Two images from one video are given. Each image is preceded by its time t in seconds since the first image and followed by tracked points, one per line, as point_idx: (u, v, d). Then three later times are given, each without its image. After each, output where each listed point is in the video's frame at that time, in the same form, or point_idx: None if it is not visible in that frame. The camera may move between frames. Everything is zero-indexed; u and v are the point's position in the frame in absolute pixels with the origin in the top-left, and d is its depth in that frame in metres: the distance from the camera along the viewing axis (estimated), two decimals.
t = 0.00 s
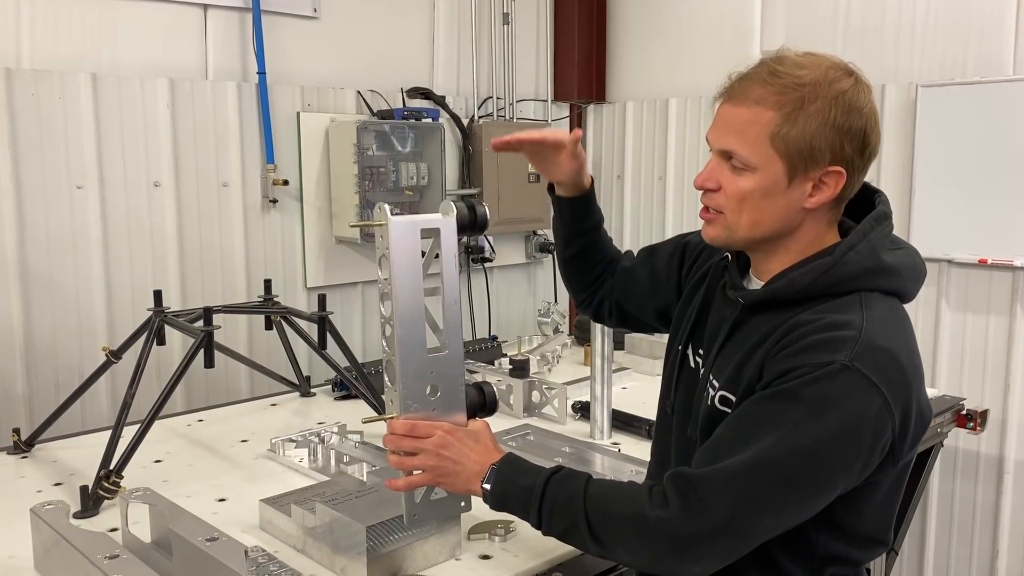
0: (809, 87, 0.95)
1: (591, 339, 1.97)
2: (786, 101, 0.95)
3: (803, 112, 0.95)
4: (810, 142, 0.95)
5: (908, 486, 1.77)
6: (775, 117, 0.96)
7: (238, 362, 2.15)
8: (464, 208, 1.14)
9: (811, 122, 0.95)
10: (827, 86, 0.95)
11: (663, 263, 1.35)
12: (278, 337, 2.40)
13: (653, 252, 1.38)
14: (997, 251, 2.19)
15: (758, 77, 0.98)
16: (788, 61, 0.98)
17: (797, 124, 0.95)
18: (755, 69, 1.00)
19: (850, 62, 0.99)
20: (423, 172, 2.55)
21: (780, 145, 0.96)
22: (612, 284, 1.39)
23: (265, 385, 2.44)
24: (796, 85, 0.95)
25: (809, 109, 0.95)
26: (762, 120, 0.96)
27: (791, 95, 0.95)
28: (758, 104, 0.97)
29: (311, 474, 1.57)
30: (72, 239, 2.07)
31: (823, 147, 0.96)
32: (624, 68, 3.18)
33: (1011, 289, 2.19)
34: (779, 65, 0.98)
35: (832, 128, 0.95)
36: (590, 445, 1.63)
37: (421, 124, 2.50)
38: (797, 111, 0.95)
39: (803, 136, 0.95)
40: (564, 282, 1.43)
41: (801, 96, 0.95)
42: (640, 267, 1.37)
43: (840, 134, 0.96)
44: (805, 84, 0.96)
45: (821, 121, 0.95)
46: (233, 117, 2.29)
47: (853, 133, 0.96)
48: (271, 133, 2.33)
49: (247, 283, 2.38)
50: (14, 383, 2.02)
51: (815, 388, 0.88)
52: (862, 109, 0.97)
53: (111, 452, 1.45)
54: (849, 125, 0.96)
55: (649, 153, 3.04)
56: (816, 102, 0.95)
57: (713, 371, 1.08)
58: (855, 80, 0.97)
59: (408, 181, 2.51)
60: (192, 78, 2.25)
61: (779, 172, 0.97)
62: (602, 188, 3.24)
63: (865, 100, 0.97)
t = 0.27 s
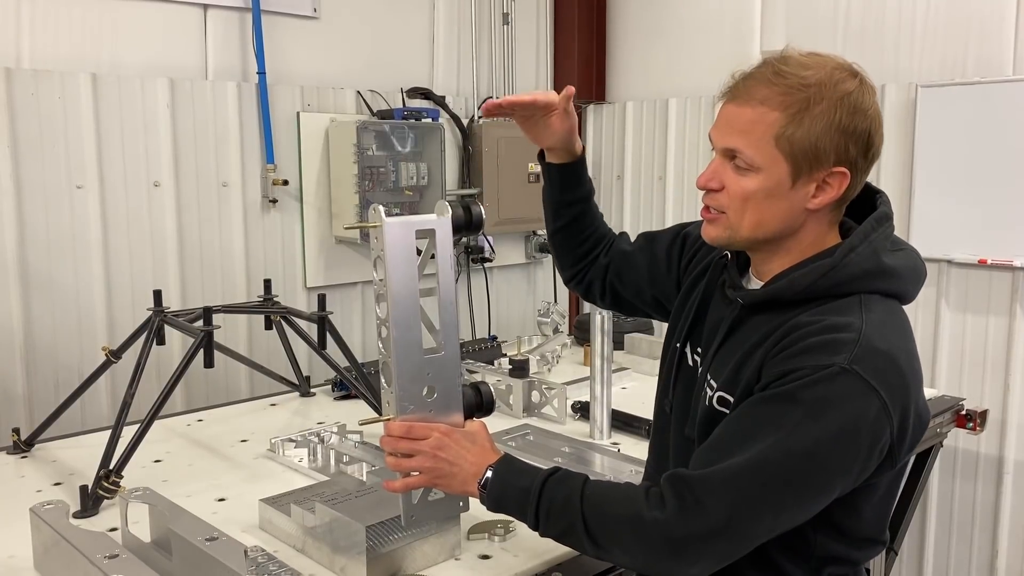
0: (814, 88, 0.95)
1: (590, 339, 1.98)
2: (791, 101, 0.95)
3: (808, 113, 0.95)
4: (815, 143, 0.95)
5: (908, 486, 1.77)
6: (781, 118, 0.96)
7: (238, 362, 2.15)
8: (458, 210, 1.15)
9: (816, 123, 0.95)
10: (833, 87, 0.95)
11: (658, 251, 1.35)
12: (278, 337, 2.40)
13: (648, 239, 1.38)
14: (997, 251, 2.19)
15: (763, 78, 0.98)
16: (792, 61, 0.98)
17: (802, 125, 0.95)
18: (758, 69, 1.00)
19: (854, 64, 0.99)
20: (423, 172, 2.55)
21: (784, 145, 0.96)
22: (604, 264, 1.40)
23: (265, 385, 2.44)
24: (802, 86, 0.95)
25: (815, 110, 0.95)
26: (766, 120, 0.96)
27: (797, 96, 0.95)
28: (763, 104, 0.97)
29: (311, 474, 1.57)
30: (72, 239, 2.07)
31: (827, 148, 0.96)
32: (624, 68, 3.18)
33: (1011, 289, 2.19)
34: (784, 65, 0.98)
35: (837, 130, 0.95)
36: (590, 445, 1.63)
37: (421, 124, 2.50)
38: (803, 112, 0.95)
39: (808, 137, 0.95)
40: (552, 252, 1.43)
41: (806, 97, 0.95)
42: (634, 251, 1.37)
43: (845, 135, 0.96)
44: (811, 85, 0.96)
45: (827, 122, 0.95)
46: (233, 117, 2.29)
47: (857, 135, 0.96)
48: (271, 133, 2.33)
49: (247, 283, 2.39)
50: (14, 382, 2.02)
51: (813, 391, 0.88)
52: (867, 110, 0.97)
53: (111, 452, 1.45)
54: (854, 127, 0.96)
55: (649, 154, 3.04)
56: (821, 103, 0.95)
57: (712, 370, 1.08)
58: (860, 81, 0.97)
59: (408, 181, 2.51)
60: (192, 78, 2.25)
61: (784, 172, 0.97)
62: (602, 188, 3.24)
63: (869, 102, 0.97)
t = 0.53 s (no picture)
0: (846, 75, 0.96)
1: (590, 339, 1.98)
2: (829, 89, 0.95)
3: (846, 100, 0.96)
4: (854, 130, 0.96)
5: (908, 486, 1.78)
6: (824, 105, 0.95)
7: (237, 362, 2.15)
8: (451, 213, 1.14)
9: (853, 109, 0.96)
10: (857, 76, 0.97)
11: (648, 257, 1.36)
12: (277, 337, 2.40)
13: (636, 246, 1.39)
14: (996, 252, 2.19)
15: (789, 70, 0.97)
16: (811, 53, 0.99)
17: (841, 113, 0.95)
18: (778, 63, 0.99)
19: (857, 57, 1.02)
20: (423, 172, 2.55)
21: (831, 133, 0.96)
22: (596, 278, 1.41)
23: (265, 385, 2.44)
24: (834, 74, 0.96)
25: (850, 98, 0.96)
26: (814, 107, 0.95)
27: (834, 83, 0.95)
28: (805, 92, 0.95)
29: (311, 474, 1.57)
30: (72, 240, 2.07)
31: (865, 134, 0.97)
32: (624, 68, 3.18)
33: (1011, 289, 2.19)
34: (806, 57, 0.98)
35: (869, 116, 0.97)
36: (589, 445, 1.63)
37: (421, 124, 2.50)
38: (841, 100, 0.95)
39: (850, 123, 0.96)
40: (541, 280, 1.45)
41: (842, 84, 0.96)
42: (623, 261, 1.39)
43: (873, 123, 0.98)
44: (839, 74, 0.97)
45: (860, 110, 0.96)
46: (233, 117, 2.29)
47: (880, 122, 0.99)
48: (270, 133, 2.33)
49: (247, 283, 2.39)
50: (14, 382, 2.02)
51: (811, 390, 0.88)
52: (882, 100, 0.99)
53: (111, 451, 1.45)
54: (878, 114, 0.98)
55: (649, 154, 3.04)
56: (853, 90, 0.96)
57: (711, 371, 1.08)
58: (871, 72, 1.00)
59: (408, 181, 2.51)
60: (192, 78, 2.25)
61: (831, 160, 0.96)
62: (602, 188, 3.24)
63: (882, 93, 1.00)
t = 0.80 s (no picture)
0: (854, 75, 0.99)
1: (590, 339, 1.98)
2: (846, 88, 0.98)
3: (858, 98, 0.99)
4: (863, 128, 1.00)
5: (908, 486, 1.78)
6: (842, 104, 0.98)
7: (237, 362, 2.15)
8: (454, 220, 1.14)
9: (863, 108, 1.00)
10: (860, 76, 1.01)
11: (638, 256, 1.36)
12: (277, 337, 2.40)
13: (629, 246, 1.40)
14: (996, 252, 2.19)
15: (803, 70, 0.98)
16: (815, 54, 1.00)
17: (853, 111, 0.98)
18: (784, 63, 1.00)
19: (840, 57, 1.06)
20: (423, 173, 2.55)
21: (849, 131, 0.98)
22: (588, 278, 1.42)
23: (264, 385, 2.44)
24: (844, 74, 0.99)
25: (859, 97, 0.99)
26: (837, 106, 0.97)
27: (846, 82, 0.98)
28: (825, 91, 0.97)
29: (310, 474, 1.57)
30: (72, 240, 2.07)
31: (870, 132, 1.01)
32: (624, 69, 3.18)
33: (1010, 289, 2.19)
34: (813, 56, 1.00)
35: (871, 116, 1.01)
36: (589, 445, 1.63)
37: (420, 124, 2.50)
38: (853, 99, 0.98)
39: (861, 122, 0.99)
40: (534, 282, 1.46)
41: (855, 82, 0.99)
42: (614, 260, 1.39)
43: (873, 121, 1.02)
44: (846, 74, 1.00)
45: (866, 109, 1.00)
46: (233, 117, 2.29)
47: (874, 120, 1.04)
48: (270, 133, 2.33)
49: (247, 283, 2.39)
50: (13, 382, 2.02)
51: (813, 388, 0.88)
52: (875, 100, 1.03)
53: (111, 451, 1.45)
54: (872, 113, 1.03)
55: (649, 154, 3.04)
56: (861, 89, 1.00)
57: (711, 372, 1.08)
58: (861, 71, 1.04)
59: (408, 181, 2.51)
60: (192, 78, 2.25)
61: (848, 158, 0.99)
62: (602, 188, 3.24)
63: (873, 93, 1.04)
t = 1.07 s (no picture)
0: (858, 77, 0.99)
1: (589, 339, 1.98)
2: (849, 91, 0.98)
3: (861, 101, 0.99)
4: (864, 131, 1.00)
5: (907, 486, 1.78)
6: (844, 106, 0.97)
7: (237, 362, 2.15)
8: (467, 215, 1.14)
9: (866, 110, 1.00)
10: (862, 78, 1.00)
11: (632, 256, 1.37)
12: (277, 337, 2.40)
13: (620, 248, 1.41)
14: (995, 252, 2.19)
15: (806, 71, 0.98)
16: (821, 54, 1.00)
17: (855, 114, 0.98)
18: (789, 62, 1.00)
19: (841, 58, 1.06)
20: (423, 173, 2.55)
21: (851, 134, 0.98)
22: (581, 281, 1.41)
23: (264, 385, 2.44)
24: (847, 76, 0.99)
25: (861, 100, 0.99)
26: (839, 108, 0.97)
27: (849, 85, 0.98)
28: (827, 93, 0.97)
29: (310, 474, 1.57)
30: (72, 240, 2.07)
31: (872, 135, 1.01)
32: (623, 69, 3.18)
33: (1010, 289, 2.19)
34: (817, 57, 0.99)
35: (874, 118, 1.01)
36: (589, 445, 1.63)
37: (420, 125, 2.50)
38: (855, 101, 0.98)
39: (861, 124, 0.99)
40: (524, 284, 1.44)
41: (858, 85, 0.99)
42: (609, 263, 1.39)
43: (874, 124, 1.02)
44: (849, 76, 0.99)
45: (867, 111, 1.00)
46: (233, 117, 2.30)
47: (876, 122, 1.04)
48: (270, 133, 2.33)
49: (246, 283, 2.39)
50: (13, 383, 2.03)
51: (822, 390, 0.88)
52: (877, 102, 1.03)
53: (111, 452, 1.45)
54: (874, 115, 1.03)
55: (649, 154, 3.04)
56: (863, 91, 1.00)
57: (713, 375, 1.07)
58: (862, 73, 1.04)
59: (408, 181, 2.51)
60: (192, 78, 2.25)
61: (848, 161, 0.99)
62: (602, 188, 3.24)
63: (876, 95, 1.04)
